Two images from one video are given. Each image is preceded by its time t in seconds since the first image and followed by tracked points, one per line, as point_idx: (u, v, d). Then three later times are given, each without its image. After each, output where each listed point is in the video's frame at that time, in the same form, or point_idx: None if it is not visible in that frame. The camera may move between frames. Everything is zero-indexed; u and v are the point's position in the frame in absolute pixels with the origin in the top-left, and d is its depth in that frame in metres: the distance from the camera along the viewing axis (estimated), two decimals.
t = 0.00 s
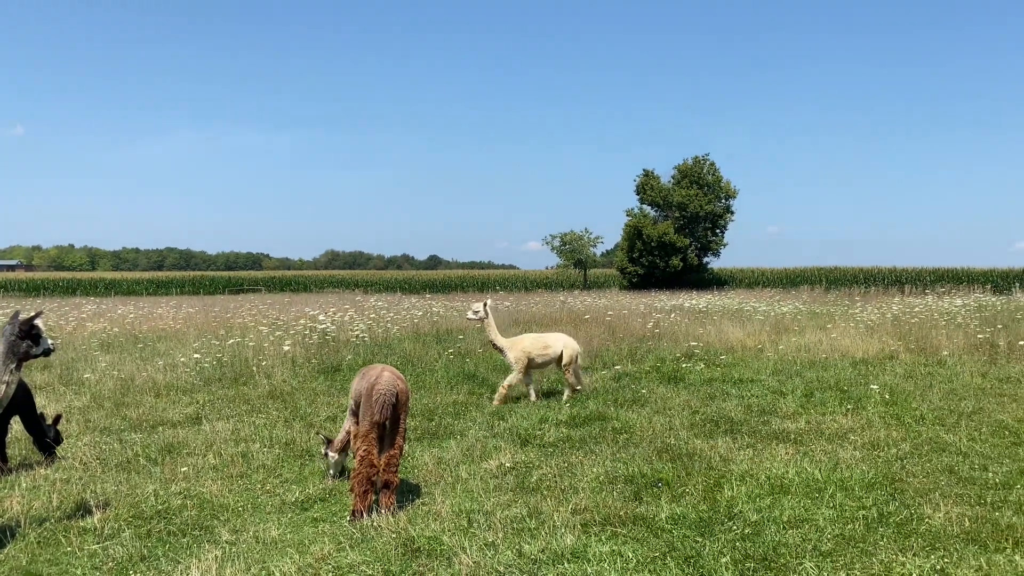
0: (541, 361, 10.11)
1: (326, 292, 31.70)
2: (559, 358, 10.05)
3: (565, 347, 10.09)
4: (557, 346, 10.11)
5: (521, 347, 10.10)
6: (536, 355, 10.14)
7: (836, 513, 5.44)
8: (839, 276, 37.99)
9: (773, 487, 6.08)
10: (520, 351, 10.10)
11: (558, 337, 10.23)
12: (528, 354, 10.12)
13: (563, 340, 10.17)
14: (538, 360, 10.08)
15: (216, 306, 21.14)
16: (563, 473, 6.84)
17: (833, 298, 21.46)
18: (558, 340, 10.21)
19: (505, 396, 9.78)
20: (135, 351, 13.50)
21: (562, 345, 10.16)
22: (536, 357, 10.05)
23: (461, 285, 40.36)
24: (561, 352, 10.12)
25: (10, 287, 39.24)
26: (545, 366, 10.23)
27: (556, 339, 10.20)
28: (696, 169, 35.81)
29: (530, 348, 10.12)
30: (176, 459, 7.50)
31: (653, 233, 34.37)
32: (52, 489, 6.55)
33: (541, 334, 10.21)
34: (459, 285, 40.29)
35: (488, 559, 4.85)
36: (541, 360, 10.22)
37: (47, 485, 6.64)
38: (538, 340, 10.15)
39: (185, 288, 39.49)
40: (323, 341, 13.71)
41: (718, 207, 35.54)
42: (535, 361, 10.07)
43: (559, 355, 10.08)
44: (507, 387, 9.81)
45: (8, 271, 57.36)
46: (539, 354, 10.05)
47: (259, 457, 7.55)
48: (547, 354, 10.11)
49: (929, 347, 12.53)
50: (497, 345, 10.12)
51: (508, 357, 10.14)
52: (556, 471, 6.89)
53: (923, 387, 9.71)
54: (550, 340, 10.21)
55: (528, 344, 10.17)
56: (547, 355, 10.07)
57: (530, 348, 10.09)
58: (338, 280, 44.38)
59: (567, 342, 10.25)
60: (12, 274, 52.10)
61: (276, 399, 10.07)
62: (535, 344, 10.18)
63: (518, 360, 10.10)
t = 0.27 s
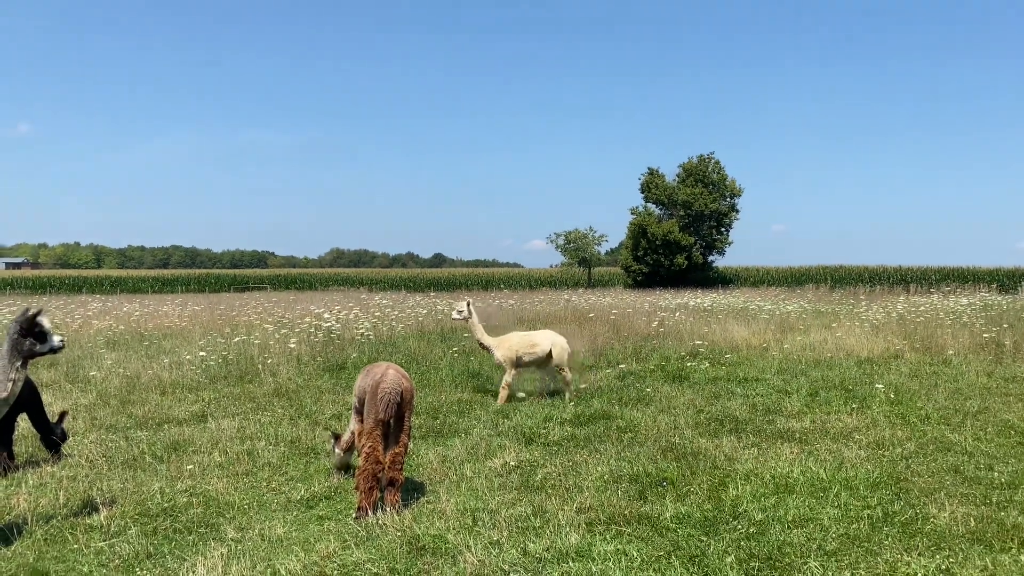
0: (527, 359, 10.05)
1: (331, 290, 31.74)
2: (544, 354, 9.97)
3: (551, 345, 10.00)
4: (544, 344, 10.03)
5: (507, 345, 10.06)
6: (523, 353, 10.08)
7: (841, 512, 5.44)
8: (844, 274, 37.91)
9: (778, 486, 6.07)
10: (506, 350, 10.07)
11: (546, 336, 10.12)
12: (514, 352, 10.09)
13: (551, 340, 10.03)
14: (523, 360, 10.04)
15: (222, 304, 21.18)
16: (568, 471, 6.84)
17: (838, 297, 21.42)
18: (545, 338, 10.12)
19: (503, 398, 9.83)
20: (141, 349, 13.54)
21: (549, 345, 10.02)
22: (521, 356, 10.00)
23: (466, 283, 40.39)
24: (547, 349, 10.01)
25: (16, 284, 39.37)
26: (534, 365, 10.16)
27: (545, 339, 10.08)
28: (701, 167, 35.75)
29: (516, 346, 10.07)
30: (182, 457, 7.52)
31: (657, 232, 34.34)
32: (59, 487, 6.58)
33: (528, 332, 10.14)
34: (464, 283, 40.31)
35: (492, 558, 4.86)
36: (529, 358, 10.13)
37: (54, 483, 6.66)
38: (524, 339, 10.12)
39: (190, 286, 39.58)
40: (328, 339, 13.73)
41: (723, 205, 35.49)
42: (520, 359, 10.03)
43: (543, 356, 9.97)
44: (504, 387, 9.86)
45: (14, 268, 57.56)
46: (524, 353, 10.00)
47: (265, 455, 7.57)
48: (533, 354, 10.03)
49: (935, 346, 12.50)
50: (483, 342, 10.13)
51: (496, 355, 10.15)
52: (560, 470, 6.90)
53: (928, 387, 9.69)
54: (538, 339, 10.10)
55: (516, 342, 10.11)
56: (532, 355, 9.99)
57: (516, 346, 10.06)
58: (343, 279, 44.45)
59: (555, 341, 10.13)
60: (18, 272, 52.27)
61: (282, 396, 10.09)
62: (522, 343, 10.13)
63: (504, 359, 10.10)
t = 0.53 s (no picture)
0: (517, 359, 10.06)
1: (338, 288, 31.82)
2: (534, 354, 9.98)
3: (541, 344, 10.01)
4: (533, 343, 10.02)
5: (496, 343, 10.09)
6: (515, 349, 10.07)
7: (849, 512, 5.42)
8: (852, 272, 37.79)
9: (786, 485, 6.06)
10: (495, 347, 10.11)
11: (536, 335, 10.11)
12: (505, 349, 10.10)
13: (540, 340, 10.02)
14: (512, 358, 10.06)
15: (230, 302, 21.25)
16: (576, 470, 6.84)
17: (847, 295, 21.34)
18: (535, 336, 10.13)
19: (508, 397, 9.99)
20: (150, 347, 13.59)
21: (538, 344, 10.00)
22: (511, 354, 10.02)
23: (473, 281, 40.43)
24: (537, 348, 10.00)
25: (26, 283, 39.57)
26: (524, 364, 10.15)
27: (534, 338, 10.08)
28: (710, 165, 35.66)
29: (505, 344, 10.10)
30: (191, 454, 7.55)
31: (665, 230, 34.29)
32: (69, 484, 6.61)
33: (519, 330, 10.16)
34: (471, 282, 40.34)
35: (500, 556, 4.86)
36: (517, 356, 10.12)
37: (63, 480, 6.70)
38: (518, 335, 10.15)
39: (199, 284, 39.72)
40: (336, 337, 13.76)
41: (731, 204, 35.42)
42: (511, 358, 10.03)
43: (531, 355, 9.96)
44: (506, 385, 10.03)
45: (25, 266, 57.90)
46: (514, 353, 10.03)
47: (273, 453, 7.59)
48: (521, 353, 10.04)
49: (944, 345, 12.44)
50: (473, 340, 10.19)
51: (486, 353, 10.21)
52: (568, 468, 6.90)
53: (937, 386, 9.65)
54: (529, 338, 10.10)
55: (505, 340, 10.13)
56: (520, 354, 10.00)
57: (507, 345, 10.07)
58: (351, 277, 44.54)
59: (545, 341, 10.10)
60: (28, 270, 52.54)
61: (290, 394, 10.12)
62: (512, 341, 10.14)
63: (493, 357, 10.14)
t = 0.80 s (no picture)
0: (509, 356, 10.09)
1: (349, 286, 31.90)
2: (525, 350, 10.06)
3: (531, 341, 10.10)
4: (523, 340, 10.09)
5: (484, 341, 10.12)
6: (506, 345, 10.10)
7: (861, 511, 5.39)
8: (864, 271, 37.60)
9: (798, 484, 6.04)
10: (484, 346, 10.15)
11: (525, 332, 10.20)
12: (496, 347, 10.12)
13: (529, 336, 10.12)
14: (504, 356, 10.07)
15: (242, 300, 21.34)
16: (586, 468, 6.83)
17: (859, 294, 21.24)
18: (523, 334, 10.20)
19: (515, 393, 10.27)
20: (162, 345, 13.66)
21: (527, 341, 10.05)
22: (503, 351, 10.05)
23: (483, 279, 40.46)
24: (527, 344, 10.08)
25: (40, 281, 39.84)
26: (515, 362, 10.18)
27: (523, 335, 10.16)
28: (721, 163, 35.56)
29: (494, 343, 10.14)
30: (202, 452, 7.59)
31: (676, 228, 34.21)
32: (82, 480, 6.65)
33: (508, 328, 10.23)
34: (482, 280, 40.37)
35: (510, 554, 4.86)
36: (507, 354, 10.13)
37: (77, 476, 6.74)
38: (508, 333, 10.21)
39: (210, 283, 39.90)
40: (346, 335, 13.80)
41: (742, 202, 35.29)
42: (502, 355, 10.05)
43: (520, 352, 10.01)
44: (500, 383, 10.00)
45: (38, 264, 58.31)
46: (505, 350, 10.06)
47: (284, 450, 7.62)
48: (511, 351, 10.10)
49: (957, 344, 12.36)
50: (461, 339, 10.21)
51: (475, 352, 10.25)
52: (578, 467, 6.89)
53: (950, 384, 9.59)
54: (518, 335, 10.18)
55: (493, 339, 10.16)
56: (511, 351, 10.04)
57: (497, 343, 10.09)
58: (362, 275, 44.68)
59: (535, 337, 10.19)
60: (42, 268, 52.92)
61: (301, 392, 10.16)
62: (501, 339, 10.17)
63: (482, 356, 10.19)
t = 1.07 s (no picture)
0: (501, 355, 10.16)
1: (364, 284, 32.00)
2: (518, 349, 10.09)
3: (526, 341, 10.12)
4: (517, 339, 10.13)
5: (479, 337, 10.23)
6: (500, 343, 10.17)
7: (877, 510, 5.36)
8: (880, 269, 37.34)
9: (813, 482, 6.00)
10: (477, 342, 10.25)
11: (521, 332, 10.23)
12: (489, 344, 10.21)
13: (524, 336, 10.13)
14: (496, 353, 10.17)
15: (257, 298, 21.45)
16: (600, 466, 6.82)
17: (875, 291, 21.11)
18: (519, 333, 10.24)
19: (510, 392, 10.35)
20: (178, 342, 13.75)
21: (522, 340, 10.11)
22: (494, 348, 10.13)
23: (497, 278, 40.49)
24: (521, 344, 10.11)
25: (58, 279, 40.21)
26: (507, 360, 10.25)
27: (518, 334, 10.19)
28: (735, 161, 35.42)
29: (488, 340, 10.24)
30: (217, 449, 7.63)
31: (690, 226, 34.09)
32: (99, 477, 6.71)
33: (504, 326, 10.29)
34: (495, 278, 40.40)
35: (524, 552, 4.85)
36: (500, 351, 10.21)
37: (94, 473, 6.79)
38: (503, 331, 10.27)
39: (226, 281, 40.13)
40: (360, 333, 13.84)
41: (757, 199, 35.12)
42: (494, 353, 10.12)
43: (513, 350, 10.07)
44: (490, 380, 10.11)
45: (55, 262, 58.83)
46: (498, 347, 10.14)
47: (299, 447, 7.65)
48: (505, 348, 10.16)
49: (975, 342, 12.25)
50: (456, 334, 10.32)
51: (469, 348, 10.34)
52: (593, 465, 6.88)
53: (968, 383, 9.51)
54: (513, 333, 10.22)
55: (488, 335, 10.25)
56: (503, 349, 10.11)
57: (491, 340, 10.18)
58: (376, 273, 44.83)
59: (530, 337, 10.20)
60: (59, 267, 53.40)
61: (315, 390, 10.20)
62: (495, 336, 10.25)
63: (476, 352, 10.27)
